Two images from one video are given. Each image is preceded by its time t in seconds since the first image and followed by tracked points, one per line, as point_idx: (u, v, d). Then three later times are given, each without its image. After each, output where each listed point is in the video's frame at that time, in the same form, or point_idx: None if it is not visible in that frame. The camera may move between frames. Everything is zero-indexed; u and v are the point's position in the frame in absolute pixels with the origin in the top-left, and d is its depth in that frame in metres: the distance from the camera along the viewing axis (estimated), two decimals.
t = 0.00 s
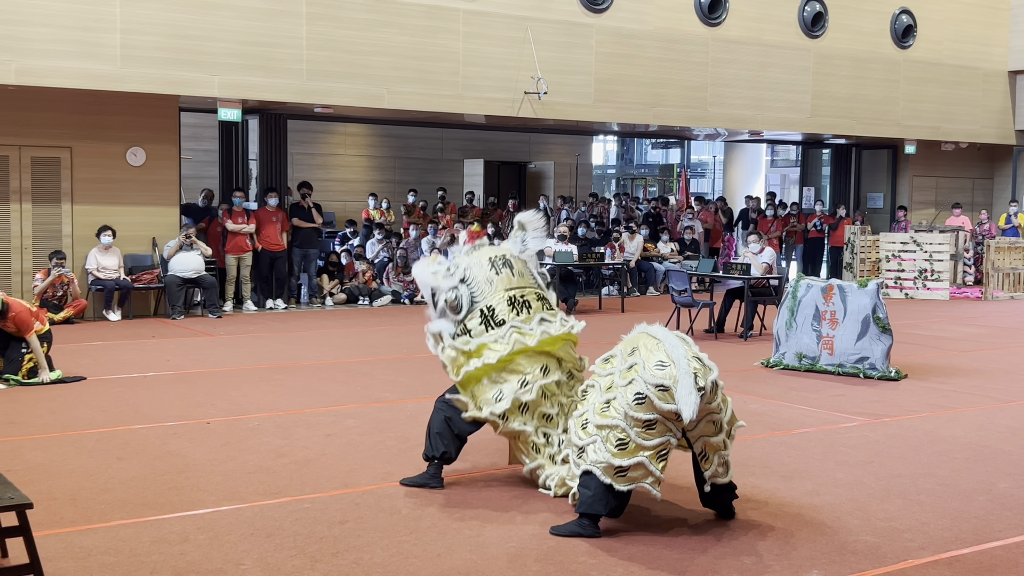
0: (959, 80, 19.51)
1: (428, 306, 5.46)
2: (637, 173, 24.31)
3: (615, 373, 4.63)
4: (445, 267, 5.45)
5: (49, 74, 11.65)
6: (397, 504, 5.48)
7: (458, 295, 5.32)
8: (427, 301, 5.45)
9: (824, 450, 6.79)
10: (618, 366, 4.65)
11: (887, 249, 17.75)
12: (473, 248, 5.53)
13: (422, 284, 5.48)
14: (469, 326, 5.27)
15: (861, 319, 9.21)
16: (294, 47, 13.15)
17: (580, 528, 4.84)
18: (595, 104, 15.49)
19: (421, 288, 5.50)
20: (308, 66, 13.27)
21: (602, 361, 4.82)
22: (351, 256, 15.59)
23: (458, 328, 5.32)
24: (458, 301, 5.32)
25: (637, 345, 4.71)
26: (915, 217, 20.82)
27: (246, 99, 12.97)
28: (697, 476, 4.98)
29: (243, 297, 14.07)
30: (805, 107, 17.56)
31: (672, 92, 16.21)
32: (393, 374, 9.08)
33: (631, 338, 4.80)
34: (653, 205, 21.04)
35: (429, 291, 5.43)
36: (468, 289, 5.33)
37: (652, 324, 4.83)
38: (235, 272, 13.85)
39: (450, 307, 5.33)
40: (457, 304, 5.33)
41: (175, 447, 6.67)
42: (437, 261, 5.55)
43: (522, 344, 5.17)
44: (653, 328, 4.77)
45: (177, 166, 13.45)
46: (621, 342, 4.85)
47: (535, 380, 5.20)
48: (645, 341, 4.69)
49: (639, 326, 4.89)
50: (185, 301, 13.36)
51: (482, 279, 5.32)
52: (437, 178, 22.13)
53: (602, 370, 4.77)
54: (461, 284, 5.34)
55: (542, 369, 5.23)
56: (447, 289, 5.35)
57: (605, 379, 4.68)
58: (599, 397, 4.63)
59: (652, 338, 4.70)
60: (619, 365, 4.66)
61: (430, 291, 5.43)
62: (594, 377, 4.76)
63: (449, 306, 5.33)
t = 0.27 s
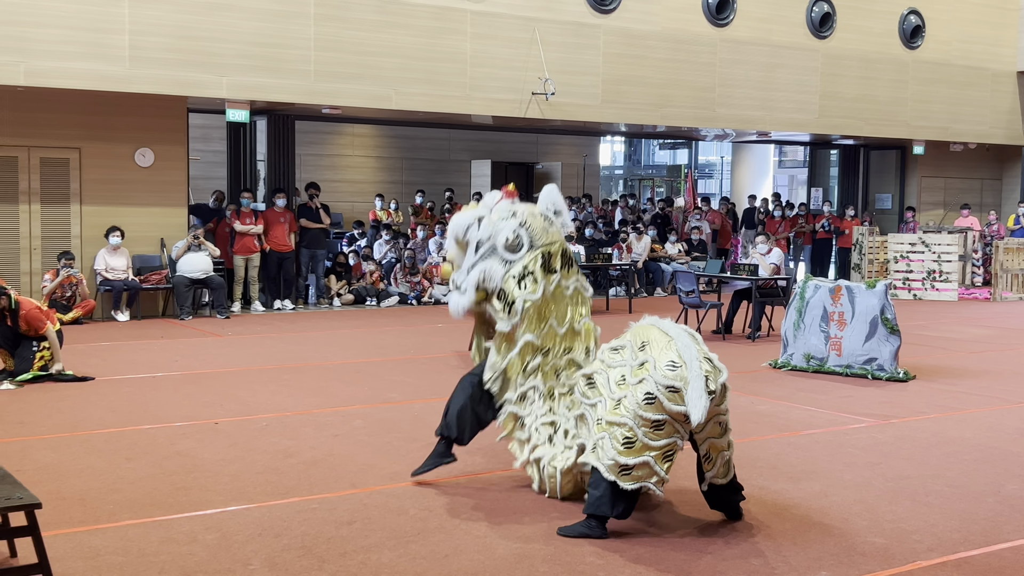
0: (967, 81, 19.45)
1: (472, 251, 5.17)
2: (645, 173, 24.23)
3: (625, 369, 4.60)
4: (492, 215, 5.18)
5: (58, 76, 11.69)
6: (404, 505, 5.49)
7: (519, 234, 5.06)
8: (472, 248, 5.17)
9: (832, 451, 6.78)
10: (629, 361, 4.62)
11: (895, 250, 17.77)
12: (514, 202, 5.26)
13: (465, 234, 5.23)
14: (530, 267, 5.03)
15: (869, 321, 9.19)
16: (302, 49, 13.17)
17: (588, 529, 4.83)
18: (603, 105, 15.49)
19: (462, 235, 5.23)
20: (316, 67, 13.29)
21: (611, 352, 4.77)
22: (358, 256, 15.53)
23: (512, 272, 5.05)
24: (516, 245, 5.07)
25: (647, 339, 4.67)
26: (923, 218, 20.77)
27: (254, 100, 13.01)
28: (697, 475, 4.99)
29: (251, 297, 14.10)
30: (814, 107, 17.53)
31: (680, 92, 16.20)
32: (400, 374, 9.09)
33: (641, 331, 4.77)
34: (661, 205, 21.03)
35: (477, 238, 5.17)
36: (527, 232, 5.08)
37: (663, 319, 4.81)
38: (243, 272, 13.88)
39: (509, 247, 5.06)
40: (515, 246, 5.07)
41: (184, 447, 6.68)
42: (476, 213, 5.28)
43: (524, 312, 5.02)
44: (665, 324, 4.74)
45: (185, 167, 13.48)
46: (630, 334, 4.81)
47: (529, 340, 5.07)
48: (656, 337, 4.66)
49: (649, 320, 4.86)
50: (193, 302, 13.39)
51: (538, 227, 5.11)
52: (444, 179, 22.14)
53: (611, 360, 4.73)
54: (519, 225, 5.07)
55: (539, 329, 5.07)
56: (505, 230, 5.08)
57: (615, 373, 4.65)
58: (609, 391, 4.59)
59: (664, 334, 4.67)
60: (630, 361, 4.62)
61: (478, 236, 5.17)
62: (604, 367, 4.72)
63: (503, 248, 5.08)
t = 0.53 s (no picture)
0: (978, 81, 19.38)
1: (509, 123, 4.66)
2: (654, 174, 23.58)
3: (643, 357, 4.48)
4: (538, 96, 4.68)
5: (70, 77, 11.75)
6: (415, 505, 5.49)
7: (560, 133, 4.66)
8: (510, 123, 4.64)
9: (843, 453, 6.76)
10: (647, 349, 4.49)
11: (906, 251, 17.68)
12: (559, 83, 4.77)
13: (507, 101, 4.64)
14: (558, 171, 4.69)
15: (879, 322, 9.15)
16: (312, 50, 13.20)
17: (599, 528, 4.85)
18: (612, 105, 15.47)
19: (501, 104, 4.64)
20: (326, 68, 13.32)
21: (627, 328, 4.60)
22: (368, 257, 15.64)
23: (537, 167, 4.69)
24: (555, 142, 4.66)
25: (669, 331, 4.53)
26: (934, 218, 20.68)
27: (265, 101, 13.04)
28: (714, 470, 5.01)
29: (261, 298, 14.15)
30: (824, 108, 17.49)
31: (690, 93, 16.17)
32: (410, 375, 9.10)
33: (662, 318, 4.60)
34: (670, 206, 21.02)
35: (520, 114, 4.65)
36: (565, 133, 4.70)
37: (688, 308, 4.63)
38: (253, 273, 13.91)
39: (545, 143, 4.65)
40: (554, 142, 4.66)
41: (194, 447, 6.70)
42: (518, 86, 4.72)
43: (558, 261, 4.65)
44: (688, 316, 4.59)
45: (196, 168, 13.52)
46: (649, 317, 4.64)
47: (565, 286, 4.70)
48: (678, 330, 4.51)
49: (670, 305, 4.69)
50: (204, 302, 13.44)
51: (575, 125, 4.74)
52: (454, 180, 22.14)
53: (628, 338, 4.56)
54: (561, 129, 4.66)
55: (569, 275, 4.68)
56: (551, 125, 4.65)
57: (632, 356, 4.52)
58: (625, 375, 4.48)
59: (686, 329, 4.53)
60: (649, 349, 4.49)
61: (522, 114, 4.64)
62: (619, 342, 4.54)
63: (538, 140, 4.65)
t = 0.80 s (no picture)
0: (992, 82, 19.29)
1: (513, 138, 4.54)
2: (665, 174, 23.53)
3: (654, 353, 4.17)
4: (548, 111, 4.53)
5: (83, 78, 11.80)
6: (426, 506, 5.49)
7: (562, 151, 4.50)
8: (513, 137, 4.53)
9: (855, 454, 6.74)
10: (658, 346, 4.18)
11: (919, 253, 17.71)
12: (576, 102, 4.61)
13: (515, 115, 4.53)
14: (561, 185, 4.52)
15: (892, 323, 9.12)
16: (324, 51, 13.22)
17: (608, 529, 4.80)
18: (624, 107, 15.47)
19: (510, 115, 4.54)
20: (338, 69, 13.33)
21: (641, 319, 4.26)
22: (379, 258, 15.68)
23: (540, 183, 4.54)
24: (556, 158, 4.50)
25: (684, 328, 4.17)
26: (947, 219, 20.59)
27: (277, 102, 13.08)
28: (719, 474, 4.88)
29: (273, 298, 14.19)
30: (836, 108, 17.45)
31: (702, 94, 16.16)
32: (421, 375, 9.10)
33: (680, 313, 4.23)
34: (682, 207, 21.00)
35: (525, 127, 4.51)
36: (569, 151, 4.52)
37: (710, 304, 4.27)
38: (265, 273, 13.95)
39: (546, 160, 4.50)
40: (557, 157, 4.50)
41: (206, 447, 6.72)
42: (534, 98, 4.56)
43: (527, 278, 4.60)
44: (709, 316, 4.20)
45: (208, 169, 13.56)
46: (668, 308, 4.27)
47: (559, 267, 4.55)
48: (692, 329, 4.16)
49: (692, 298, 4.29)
50: (216, 303, 13.48)
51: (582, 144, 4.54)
52: (466, 181, 22.17)
53: (639, 332, 4.23)
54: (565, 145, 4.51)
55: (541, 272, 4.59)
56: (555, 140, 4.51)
57: (642, 352, 4.19)
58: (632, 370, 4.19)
59: (702, 329, 4.16)
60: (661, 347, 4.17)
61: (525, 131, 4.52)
62: (630, 338, 4.22)
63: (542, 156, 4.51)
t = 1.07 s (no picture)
0: (1007, 82, 19.20)
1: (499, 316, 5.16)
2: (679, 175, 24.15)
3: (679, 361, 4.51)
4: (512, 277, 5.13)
5: (98, 79, 11.86)
6: (439, 506, 5.49)
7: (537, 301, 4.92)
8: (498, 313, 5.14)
9: (869, 455, 6.71)
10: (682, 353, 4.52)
11: (933, 253, 17.58)
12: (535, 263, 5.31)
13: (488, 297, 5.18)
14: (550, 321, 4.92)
15: (906, 324, 9.08)
16: (338, 52, 13.26)
17: (613, 524, 4.74)
18: (637, 107, 15.45)
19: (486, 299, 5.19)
20: (351, 70, 13.37)
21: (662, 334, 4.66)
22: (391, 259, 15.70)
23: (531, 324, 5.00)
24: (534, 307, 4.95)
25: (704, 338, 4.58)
26: (962, 220, 20.49)
27: (291, 103, 13.12)
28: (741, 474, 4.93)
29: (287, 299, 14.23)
30: (850, 109, 17.39)
31: (715, 94, 16.12)
32: (434, 376, 9.11)
33: (698, 328, 4.68)
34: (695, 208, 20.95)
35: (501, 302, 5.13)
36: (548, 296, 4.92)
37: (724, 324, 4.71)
38: (279, 274, 13.99)
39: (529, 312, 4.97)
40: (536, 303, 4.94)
41: (220, 447, 6.74)
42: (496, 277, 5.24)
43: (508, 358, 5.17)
44: (722, 327, 4.66)
45: (222, 170, 13.61)
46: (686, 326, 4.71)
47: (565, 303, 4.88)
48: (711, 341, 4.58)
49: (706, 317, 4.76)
50: (230, 303, 13.53)
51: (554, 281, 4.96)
52: (479, 181, 22.17)
53: (665, 344, 4.61)
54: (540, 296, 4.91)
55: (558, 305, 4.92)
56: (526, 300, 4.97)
57: (668, 360, 4.56)
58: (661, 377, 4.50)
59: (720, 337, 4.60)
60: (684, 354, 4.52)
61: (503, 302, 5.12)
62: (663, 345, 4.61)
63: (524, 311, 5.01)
